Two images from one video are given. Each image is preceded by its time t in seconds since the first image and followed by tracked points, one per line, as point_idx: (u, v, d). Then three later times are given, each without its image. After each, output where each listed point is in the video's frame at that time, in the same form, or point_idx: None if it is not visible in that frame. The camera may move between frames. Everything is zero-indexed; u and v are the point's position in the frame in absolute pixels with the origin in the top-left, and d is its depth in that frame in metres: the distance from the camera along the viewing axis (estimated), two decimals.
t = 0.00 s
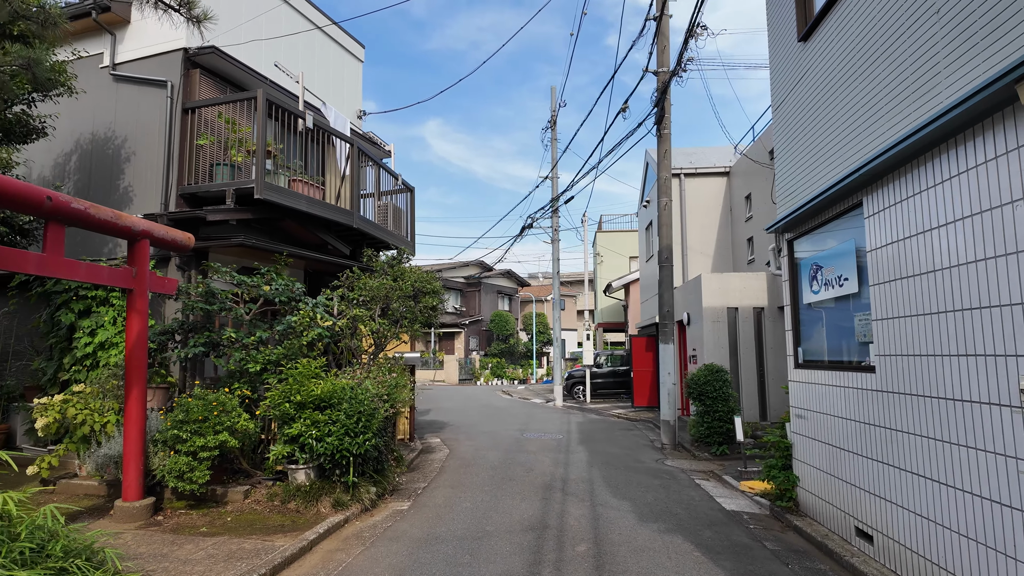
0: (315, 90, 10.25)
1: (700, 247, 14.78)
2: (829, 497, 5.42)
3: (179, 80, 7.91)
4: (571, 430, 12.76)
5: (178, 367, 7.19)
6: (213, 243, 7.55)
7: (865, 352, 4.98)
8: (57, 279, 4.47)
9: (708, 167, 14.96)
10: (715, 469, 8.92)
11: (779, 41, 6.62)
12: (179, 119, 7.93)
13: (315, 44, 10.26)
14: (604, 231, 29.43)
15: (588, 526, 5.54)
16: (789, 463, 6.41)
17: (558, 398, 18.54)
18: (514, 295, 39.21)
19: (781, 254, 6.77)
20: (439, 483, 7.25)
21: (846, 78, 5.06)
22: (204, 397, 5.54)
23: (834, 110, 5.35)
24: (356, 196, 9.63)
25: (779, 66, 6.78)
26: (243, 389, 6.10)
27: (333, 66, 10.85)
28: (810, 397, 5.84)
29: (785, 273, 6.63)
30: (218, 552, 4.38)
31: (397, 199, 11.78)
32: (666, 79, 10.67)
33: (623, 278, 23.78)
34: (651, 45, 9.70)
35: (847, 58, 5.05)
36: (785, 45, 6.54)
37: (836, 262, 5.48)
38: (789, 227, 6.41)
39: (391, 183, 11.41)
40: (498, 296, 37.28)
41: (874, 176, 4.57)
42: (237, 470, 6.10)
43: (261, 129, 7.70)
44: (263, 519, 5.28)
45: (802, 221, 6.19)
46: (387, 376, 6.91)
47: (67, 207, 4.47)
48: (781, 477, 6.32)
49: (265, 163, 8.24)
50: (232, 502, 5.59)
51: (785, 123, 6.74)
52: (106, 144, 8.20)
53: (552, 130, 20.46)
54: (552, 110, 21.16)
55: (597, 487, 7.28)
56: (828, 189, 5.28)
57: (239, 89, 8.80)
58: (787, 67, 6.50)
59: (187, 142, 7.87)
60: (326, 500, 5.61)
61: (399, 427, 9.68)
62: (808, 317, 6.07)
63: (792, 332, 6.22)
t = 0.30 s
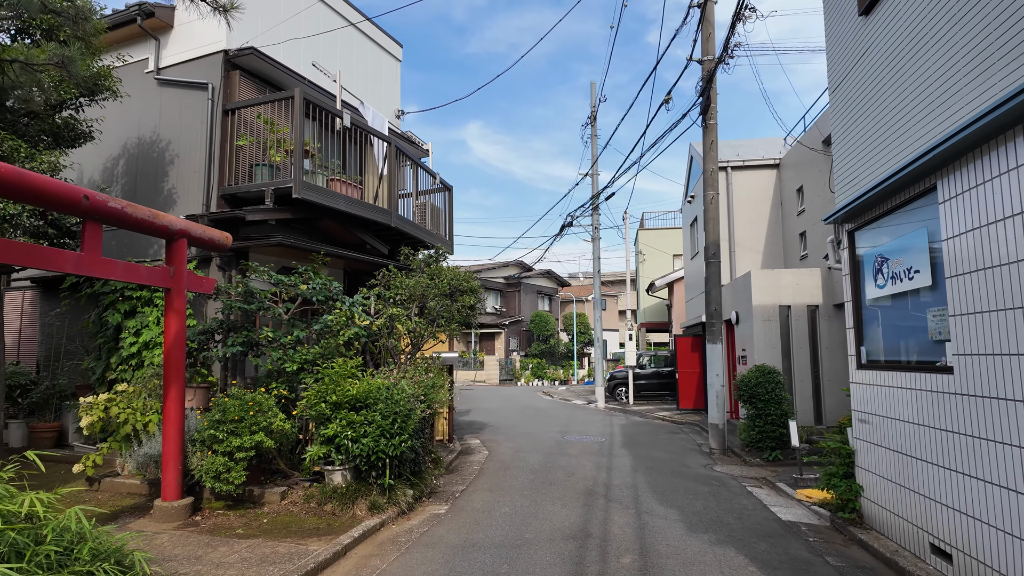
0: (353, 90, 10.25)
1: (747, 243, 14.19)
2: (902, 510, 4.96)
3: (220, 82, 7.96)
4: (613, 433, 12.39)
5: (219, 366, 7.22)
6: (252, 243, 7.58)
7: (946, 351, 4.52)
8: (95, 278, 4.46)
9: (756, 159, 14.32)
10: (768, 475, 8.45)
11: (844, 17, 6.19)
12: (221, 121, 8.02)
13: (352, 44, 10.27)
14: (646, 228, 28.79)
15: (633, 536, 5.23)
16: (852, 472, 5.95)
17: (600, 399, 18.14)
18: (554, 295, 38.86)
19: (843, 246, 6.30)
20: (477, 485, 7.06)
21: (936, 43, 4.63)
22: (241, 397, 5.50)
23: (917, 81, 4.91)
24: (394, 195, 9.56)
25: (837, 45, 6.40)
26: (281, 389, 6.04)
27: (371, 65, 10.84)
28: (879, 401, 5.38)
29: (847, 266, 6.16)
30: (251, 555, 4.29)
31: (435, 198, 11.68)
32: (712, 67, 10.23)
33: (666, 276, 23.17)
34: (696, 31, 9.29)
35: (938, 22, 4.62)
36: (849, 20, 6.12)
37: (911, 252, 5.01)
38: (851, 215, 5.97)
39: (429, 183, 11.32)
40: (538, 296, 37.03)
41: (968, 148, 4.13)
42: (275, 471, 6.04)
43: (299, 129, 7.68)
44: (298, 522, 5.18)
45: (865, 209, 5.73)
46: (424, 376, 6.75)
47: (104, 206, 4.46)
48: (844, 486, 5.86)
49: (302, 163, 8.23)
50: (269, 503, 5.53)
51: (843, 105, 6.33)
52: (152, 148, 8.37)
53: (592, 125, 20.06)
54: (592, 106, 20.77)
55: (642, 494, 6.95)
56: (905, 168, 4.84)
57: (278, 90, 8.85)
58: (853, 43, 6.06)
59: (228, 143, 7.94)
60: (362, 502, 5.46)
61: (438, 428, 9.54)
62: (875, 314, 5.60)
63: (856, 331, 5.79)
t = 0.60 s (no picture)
0: (386, 89, 10.22)
1: (793, 239, 13.60)
2: (974, 525, 4.52)
3: (254, 83, 8.00)
4: (653, 436, 12.03)
5: (254, 367, 7.22)
6: (286, 243, 7.57)
7: None
8: (126, 278, 4.44)
9: (802, 151, 13.74)
10: (819, 483, 7.99)
11: None
12: (256, 122, 8.05)
13: (385, 44, 10.25)
14: (685, 226, 28.11)
15: (676, 547, 4.94)
16: (914, 482, 5.51)
17: (638, 401, 17.72)
18: (590, 296, 38.41)
19: (902, 239, 5.86)
20: (512, 490, 6.87)
21: (1008, 13, 4.20)
22: (273, 398, 5.44)
23: (986, 55, 4.47)
24: (427, 194, 9.45)
25: (893, 22, 5.96)
26: (312, 390, 5.96)
27: (403, 64, 10.79)
28: (947, 405, 4.94)
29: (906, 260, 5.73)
30: (279, 561, 4.19)
31: (469, 197, 11.55)
32: (754, 55, 9.78)
33: (707, 275, 22.54)
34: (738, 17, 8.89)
35: None
36: None
37: (980, 243, 4.58)
38: (910, 205, 5.53)
39: (463, 182, 11.20)
40: (574, 297, 36.65)
41: None
42: (307, 472, 5.97)
43: (331, 128, 7.64)
44: (329, 525, 5.08)
45: (927, 198, 5.29)
46: (456, 377, 6.58)
47: (135, 206, 4.43)
48: (905, 497, 5.44)
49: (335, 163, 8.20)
50: (300, 506, 5.45)
51: (901, 87, 5.89)
52: (190, 151, 8.48)
53: (629, 121, 19.64)
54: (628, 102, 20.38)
55: (685, 502, 6.63)
56: (972, 150, 4.40)
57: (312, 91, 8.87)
58: (911, 20, 5.63)
59: (262, 145, 7.96)
60: (394, 506, 5.31)
61: (472, 430, 9.39)
62: (939, 311, 5.16)
63: (918, 330, 5.36)
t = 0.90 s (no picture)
0: (418, 88, 10.15)
1: (843, 234, 12.95)
2: None
3: (287, 85, 8.03)
4: (695, 441, 11.60)
5: (289, 368, 7.20)
6: (318, 244, 7.52)
7: None
8: (155, 280, 4.42)
9: (852, 142, 13.08)
10: (876, 493, 7.47)
11: None
12: (289, 124, 8.07)
13: (416, 42, 10.17)
14: (727, 224, 27.31)
15: (721, 563, 4.62)
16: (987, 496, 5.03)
17: (680, 404, 17.20)
18: (629, 296, 37.78)
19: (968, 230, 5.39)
20: (548, 496, 6.63)
21: None
22: (303, 400, 5.36)
23: None
24: (460, 193, 9.30)
25: None
26: (343, 392, 5.85)
27: (435, 63, 10.70)
28: None
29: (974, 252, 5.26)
30: (305, 570, 4.06)
31: (503, 196, 11.38)
32: (800, 41, 9.30)
33: (750, 273, 21.80)
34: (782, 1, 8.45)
35: None
36: None
37: None
38: (977, 194, 5.07)
39: (497, 181, 11.03)
40: (612, 297, 36.11)
41: None
42: (339, 475, 5.88)
43: (362, 127, 7.58)
44: (359, 532, 4.94)
45: (996, 186, 4.83)
46: (489, 379, 6.38)
47: (163, 206, 4.41)
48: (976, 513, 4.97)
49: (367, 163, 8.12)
50: (331, 511, 5.34)
51: (964, 65, 5.42)
52: (226, 154, 8.56)
53: (667, 116, 19.14)
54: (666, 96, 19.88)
55: (730, 512, 6.28)
56: None
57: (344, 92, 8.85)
58: None
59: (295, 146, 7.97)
60: (425, 513, 5.13)
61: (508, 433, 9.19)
62: (1014, 308, 4.70)
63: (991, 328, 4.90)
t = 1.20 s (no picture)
0: (453, 87, 10.06)
1: (903, 227, 12.19)
2: None
3: (323, 87, 8.07)
4: (744, 446, 11.11)
5: (326, 370, 7.19)
6: (354, 245, 7.49)
7: None
8: (189, 281, 4.43)
9: (911, 130, 12.31)
10: (944, 504, 6.92)
11: None
12: (326, 126, 8.10)
13: (451, 41, 10.09)
14: (775, 219, 26.31)
15: None
16: None
17: (727, 407, 16.62)
18: (673, 295, 36.95)
19: None
20: (588, 503, 6.39)
21: None
22: (336, 403, 5.29)
23: None
24: (496, 191, 9.15)
25: None
26: (377, 395, 5.75)
27: (471, 61, 10.59)
28: None
29: None
30: None
31: (541, 195, 11.18)
32: (854, 23, 8.76)
33: (801, 270, 20.88)
34: None
35: None
36: None
37: None
38: None
39: (534, 179, 10.83)
40: (656, 297, 35.42)
41: None
42: (374, 479, 5.79)
43: (397, 127, 7.51)
44: (392, 538, 4.83)
45: None
46: (525, 381, 6.18)
47: (195, 207, 4.40)
48: None
49: (402, 163, 8.05)
50: (365, 515, 5.25)
51: None
52: (265, 158, 8.66)
53: (711, 109, 18.53)
54: (709, 89, 19.28)
55: (783, 524, 5.90)
56: None
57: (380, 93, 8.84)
58: None
59: (331, 148, 7.99)
60: (459, 519, 4.97)
61: (547, 436, 8.98)
62: None
63: None
